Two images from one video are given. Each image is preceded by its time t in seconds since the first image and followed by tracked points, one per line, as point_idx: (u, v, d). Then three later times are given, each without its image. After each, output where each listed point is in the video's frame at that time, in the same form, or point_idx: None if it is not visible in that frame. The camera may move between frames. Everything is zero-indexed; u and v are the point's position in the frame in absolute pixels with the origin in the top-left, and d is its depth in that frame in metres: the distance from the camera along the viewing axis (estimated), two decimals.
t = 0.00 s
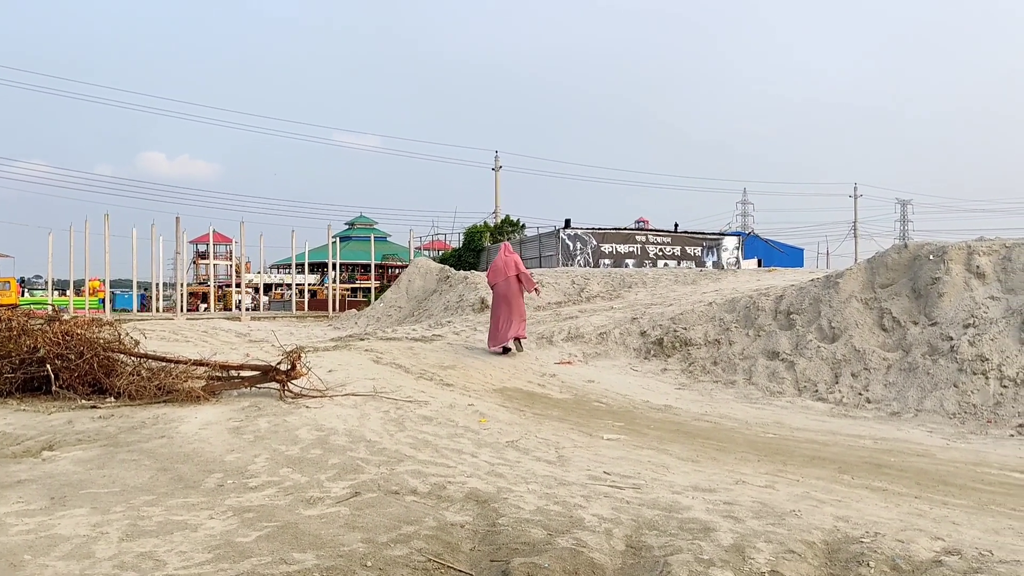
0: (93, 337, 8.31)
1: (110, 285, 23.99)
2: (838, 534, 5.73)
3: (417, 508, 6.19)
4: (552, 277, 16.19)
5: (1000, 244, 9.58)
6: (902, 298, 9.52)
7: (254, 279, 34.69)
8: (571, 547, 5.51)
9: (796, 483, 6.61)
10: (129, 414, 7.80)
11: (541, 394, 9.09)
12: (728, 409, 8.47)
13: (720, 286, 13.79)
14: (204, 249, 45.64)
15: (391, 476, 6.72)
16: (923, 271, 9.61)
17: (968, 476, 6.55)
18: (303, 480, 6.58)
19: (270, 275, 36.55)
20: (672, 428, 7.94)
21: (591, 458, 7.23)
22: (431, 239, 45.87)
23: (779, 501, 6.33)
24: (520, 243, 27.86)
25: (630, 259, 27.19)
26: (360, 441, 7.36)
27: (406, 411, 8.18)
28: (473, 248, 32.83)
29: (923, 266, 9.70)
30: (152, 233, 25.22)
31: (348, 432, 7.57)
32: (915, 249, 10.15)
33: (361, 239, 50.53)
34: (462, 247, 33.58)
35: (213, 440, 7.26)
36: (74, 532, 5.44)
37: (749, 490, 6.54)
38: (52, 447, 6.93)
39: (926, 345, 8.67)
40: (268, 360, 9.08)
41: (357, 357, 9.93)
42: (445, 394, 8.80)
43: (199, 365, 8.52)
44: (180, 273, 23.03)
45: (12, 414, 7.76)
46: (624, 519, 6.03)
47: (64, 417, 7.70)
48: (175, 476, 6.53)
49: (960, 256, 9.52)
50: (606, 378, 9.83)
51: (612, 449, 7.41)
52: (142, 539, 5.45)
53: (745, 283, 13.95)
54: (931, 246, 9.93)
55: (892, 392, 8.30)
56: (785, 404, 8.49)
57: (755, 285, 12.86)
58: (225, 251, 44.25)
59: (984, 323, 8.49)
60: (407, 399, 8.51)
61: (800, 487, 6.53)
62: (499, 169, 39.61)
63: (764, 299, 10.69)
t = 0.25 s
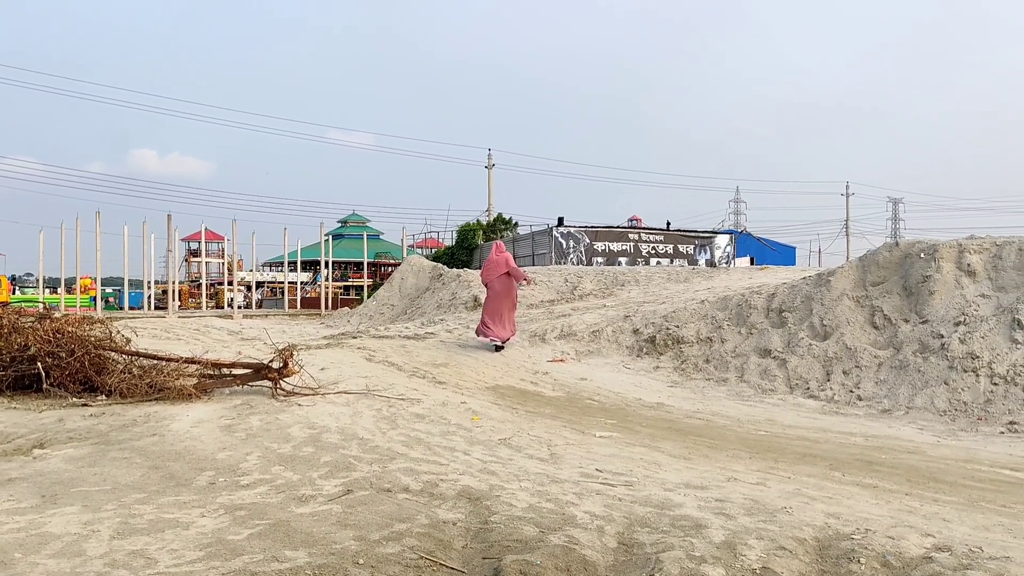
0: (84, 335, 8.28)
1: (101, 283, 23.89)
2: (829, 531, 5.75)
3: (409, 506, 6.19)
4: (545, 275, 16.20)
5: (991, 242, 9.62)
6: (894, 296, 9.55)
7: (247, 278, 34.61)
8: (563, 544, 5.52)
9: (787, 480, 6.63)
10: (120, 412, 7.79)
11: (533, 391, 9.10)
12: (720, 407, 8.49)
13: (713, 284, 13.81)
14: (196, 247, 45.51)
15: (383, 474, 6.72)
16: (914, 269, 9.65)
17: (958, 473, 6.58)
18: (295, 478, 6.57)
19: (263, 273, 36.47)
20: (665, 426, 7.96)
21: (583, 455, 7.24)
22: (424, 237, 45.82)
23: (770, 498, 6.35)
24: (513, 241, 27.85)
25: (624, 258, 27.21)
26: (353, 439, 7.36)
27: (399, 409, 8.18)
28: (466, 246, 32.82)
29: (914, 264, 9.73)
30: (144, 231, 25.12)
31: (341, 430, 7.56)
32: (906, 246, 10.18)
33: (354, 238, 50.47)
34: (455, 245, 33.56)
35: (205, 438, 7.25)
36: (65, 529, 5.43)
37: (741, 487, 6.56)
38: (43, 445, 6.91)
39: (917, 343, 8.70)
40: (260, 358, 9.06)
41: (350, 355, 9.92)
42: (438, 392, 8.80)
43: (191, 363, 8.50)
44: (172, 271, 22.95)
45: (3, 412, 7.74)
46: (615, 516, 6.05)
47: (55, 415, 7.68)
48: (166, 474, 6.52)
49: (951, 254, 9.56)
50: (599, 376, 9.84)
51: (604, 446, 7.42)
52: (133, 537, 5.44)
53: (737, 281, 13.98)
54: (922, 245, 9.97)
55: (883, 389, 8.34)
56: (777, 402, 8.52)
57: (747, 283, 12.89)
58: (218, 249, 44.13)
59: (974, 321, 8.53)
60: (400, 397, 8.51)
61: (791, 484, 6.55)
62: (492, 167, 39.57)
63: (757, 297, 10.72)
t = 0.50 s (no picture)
0: (74, 332, 8.25)
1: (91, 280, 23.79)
2: (818, 527, 5.78)
3: (399, 503, 6.20)
4: (536, 272, 16.21)
5: (979, 239, 9.66)
6: (883, 293, 9.59)
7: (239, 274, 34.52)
8: (553, 541, 5.53)
9: (777, 477, 6.66)
10: (110, 409, 7.77)
11: (524, 389, 9.11)
12: (710, 404, 8.52)
13: (703, 282, 13.85)
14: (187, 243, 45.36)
15: (373, 471, 6.72)
16: (903, 267, 9.68)
17: (946, 469, 6.61)
18: (286, 475, 6.57)
19: (255, 270, 36.39)
20: (655, 423, 7.98)
21: (573, 452, 7.25)
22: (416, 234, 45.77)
23: (760, 495, 6.37)
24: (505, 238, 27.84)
25: (615, 255, 27.23)
26: (343, 436, 7.36)
27: (390, 406, 8.18)
28: (457, 243, 32.81)
29: (903, 261, 9.76)
30: (134, 228, 25.01)
31: (331, 427, 7.57)
32: (896, 244, 10.21)
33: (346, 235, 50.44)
34: (447, 242, 33.55)
35: (195, 436, 7.24)
36: (54, 527, 5.42)
37: (731, 484, 6.59)
38: (32, 443, 6.89)
39: (906, 340, 8.74)
40: (251, 354, 9.05)
41: (340, 352, 9.91)
42: (429, 389, 8.81)
43: (181, 360, 8.48)
44: (162, 267, 22.87)
45: None
46: (605, 513, 6.06)
47: (44, 412, 7.66)
48: (156, 471, 6.51)
49: (940, 251, 9.59)
50: (590, 373, 9.85)
51: (594, 444, 7.44)
52: (123, 534, 5.43)
53: (728, 278, 14.02)
54: (911, 242, 10.00)
55: (873, 386, 8.37)
56: (767, 399, 8.54)
57: (737, 280, 12.92)
58: (209, 246, 43.99)
59: (963, 318, 8.57)
60: (390, 394, 8.51)
61: (780, 481, 6.58)
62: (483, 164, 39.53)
63: (747, 295, 10.75)
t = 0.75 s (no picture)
0: (63, 329, 8.22)
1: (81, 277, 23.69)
2: (808, 523, 5.80)
3: (391, 499, 6.20)
4: (528, 269, 16.21)
5: (970, 236, 9.69)
6: (873, 290, 9.62)
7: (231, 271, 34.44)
8: (544, 537, 5.54)
9: (767, 473, 6.68)
10: (100, 407, 7.75)
11: (516, 385, 9.11)
12: (701, 401, 8.53)
13: (695, 279, 13.87)
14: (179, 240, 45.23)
15: (365, 468, 6.72)
16: (894, 264, 9.71)
17: (936, 465, 6.64)
18: (277, 472, 6.57)
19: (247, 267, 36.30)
20: (646, 419, 7.99)
21: (565, 449, 7.26)
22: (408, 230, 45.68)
23: (750, 491, 6.39)
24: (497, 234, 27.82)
25: (607, 252, 27.23)
26: (335, 433, 7.35)
27: (381, 403, 8.18)
28: (449, 240, 32.78)
29: (894, 258, 9.79)
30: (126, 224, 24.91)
31: (322, 424, 7.56)
32: (886, 241, 10.23)
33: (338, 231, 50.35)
34: (439, 238, 33.53)
35: (185, 433, 7.23)
36: (43, 525, 5.41)
37: (721, 480, 6.60)
38: (21, 440, 6.87)
39: (897, 337, 8.77)
40: (242, 351, 9.04)
41: (332, 349, 9.90)
42: (420, 386, 8.80)
43: (171, 357, 8.46)
44: (153, 264, 22.79)
45: None
46: (596, 510, 6.07)
47: (34, 409, 7.63)
48: (146, 468, 6.50)
49: (930, 248, 9.61)
50: (582, 370, 9.86)
51: (586, 440, 7.45)
52: (112, 532, 5.42)
53: (719, 275, 14.04)
54: (902, 239, 10.02)
55: (863, 382, 8.40)
56: (758, 395, 8.57)
57: (729, 277, 12.94)
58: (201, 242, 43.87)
59: (953, 315, 8.60)
60: (382, 391, 8.51)
61: (771, 477, 6.60)
62: (475, 160, 39.49)
63: (738, 291, 10.77)
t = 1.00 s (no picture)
0: (51, 325, 8.18)
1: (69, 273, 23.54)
2: (796, 517, 5.83)
3: (380, 495, 6.20)
4: (518, 265, 16.21)
5: (957, 232, 9.73)
6: (862, 286, 9.66)
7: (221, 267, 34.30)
8: (533, 533, 5.55)
9: (756, 468, 6.71)
10: (88, 403, 7.72)
11: (506, 381, 9.12)
12: (690, 396, 8.56)
13: (684, 275, 13.90)
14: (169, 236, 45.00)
15: (354, 464, 6.72)
16: (882, 259, 9.75)
17: (923, 460, 6.68)
18: (266, 468, 6.56)
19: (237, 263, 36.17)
20: (636, 415, 8.01)
21: (555, 444, 7.28)
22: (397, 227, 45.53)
23: (739, 486, 6.42)
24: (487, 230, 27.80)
25: (597, 248, 27.24)
26: (324, 429, 7.35)
27: (370, 399, 8.17)
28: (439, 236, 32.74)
29: (882, 254, 9.82)
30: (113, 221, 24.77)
31: (312, 420, 7.55)
32: (874, 237, 10.27)
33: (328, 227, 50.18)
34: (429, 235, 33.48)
35: (174, 429, 7.21)
36: (31, 521, 5.38)
37: (710, 475, 6.63)
38: (8, 437, 6.84)
39: (884, 332, 8.81)
40: (231, 347, 9.01)
41: (321, 345, 9.88)
42: (410, 382, 8.80)
43: (160, 353, 8.43)
44: (141, 260, 22.68)
45: None
46: (586, 505, 6.09)
47: (22, 406, 7.60)
48: (135, 465, 6.48)
49: (918, 244, 9.65)
50: (572, 365, 9.87)
51: (575, 436, 7.46)
52: (100, 528, 5.41)
53: (708, 271, 14.07)
54: (890, 235, 10.05)
55: (851, 377, 8.45)
56: (747, 391, 8.60)
57: (718, 273, 12.97)
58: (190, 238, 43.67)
59: (940, 311, 8.64)
60: (372, 387, 8.50)
61: (760, 472, 6.63)
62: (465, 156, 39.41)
63: (727, 287, 10.79)
